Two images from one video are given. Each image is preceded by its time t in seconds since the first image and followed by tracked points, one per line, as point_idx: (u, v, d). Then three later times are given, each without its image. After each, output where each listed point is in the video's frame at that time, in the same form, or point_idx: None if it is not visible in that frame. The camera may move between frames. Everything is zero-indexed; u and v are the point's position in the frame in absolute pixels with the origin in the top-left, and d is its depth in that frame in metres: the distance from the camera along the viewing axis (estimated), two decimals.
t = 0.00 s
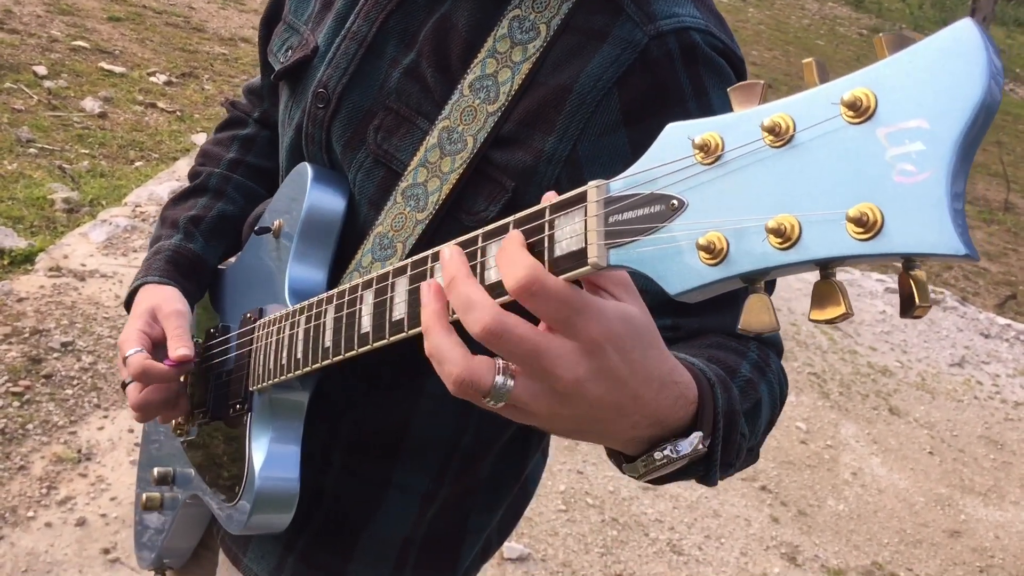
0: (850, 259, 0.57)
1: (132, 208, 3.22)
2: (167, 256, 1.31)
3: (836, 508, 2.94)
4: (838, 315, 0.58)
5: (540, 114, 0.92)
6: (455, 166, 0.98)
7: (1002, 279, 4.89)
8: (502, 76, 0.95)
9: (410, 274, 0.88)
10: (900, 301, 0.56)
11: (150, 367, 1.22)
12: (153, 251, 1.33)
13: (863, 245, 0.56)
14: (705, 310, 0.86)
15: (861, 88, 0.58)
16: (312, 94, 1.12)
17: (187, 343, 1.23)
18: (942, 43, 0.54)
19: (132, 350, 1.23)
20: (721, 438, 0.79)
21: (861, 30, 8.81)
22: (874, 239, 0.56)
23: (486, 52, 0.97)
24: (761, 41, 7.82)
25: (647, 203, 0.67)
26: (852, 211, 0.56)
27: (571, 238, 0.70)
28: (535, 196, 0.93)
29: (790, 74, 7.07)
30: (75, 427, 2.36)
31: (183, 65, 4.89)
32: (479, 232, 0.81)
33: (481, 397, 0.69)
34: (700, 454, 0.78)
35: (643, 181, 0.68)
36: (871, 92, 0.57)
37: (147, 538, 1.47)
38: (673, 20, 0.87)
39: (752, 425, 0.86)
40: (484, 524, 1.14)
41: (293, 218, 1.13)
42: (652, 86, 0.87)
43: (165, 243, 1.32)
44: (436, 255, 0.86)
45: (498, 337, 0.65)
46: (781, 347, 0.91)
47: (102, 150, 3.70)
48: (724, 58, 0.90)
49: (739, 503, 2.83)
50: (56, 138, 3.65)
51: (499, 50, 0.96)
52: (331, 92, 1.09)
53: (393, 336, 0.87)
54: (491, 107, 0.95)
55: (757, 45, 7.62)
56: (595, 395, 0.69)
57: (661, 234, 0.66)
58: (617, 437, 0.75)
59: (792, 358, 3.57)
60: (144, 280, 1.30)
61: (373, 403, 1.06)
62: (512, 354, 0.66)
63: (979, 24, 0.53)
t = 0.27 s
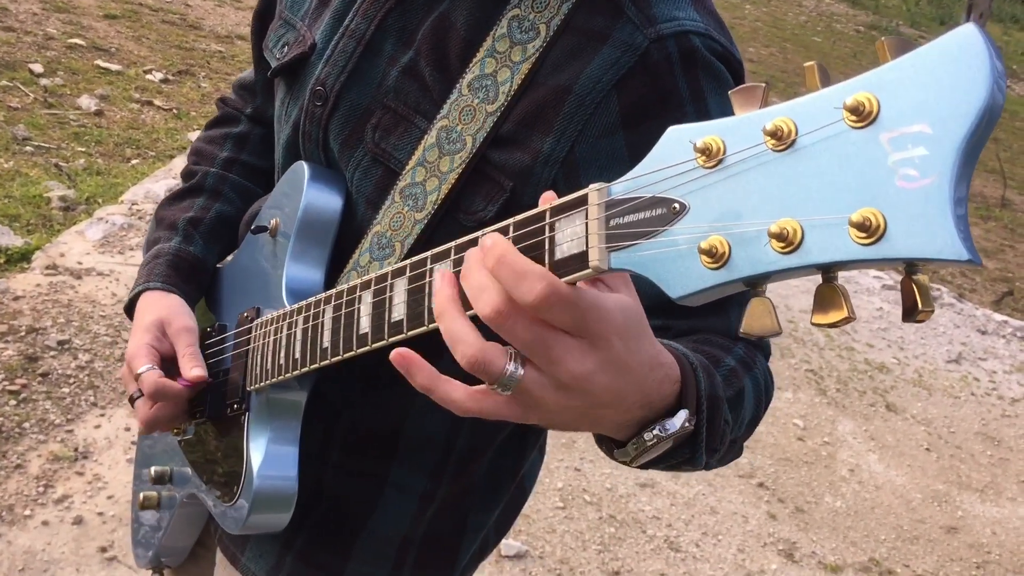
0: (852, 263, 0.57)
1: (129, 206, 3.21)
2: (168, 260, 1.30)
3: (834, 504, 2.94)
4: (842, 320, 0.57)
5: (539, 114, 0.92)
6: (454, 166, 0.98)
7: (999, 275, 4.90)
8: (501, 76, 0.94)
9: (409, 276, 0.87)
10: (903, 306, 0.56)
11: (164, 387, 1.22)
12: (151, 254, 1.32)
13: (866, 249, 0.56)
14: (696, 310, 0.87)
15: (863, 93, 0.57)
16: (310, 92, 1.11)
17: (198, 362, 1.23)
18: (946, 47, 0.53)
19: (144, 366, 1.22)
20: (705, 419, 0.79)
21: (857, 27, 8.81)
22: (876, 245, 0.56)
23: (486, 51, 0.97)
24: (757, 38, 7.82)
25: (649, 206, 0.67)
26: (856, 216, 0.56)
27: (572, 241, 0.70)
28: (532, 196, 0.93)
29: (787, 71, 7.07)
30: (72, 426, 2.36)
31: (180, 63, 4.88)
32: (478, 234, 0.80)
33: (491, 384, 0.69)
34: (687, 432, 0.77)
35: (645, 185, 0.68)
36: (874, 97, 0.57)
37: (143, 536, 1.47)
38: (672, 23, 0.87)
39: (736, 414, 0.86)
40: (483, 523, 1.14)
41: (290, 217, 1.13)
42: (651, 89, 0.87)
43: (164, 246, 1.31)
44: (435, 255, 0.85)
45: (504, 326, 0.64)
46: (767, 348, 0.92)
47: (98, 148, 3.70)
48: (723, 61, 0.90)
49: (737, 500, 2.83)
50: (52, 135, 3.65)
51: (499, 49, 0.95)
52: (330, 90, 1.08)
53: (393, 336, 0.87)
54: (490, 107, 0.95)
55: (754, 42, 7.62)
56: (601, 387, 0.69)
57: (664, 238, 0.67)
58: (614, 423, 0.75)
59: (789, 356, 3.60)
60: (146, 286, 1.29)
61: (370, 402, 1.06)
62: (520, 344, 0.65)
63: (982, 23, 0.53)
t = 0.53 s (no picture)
0: (845, 263, 0.57)
1: (127, 205, 3.21)
2: (164, 259, 1.31)
3: (832, 503, 2.95)
4: (836, 319, 0.58)
5: (537, 115, 0.92)
6: (452, 167, 0.98)
7: (997, 274, 4.90)
8: (500, 77, 0.94)
9: (404, 276, 0.87)
10: (897, 306, 0.57)
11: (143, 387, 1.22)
12: (148, 253, 1.32)
13: (860, 249, 0.56)
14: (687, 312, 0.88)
15: (857, 92, 0.57)
16: (308, 92, 1.11)
17: (183, 364, 1.24)
18: (940, 45, 0.53)
19: (125, 366, 1.23)
20: (693, 407, 0.79)
21: (856, 25, 8.80)
22: (870, 244, 0.56)
23: (485, 52, 0.96)
24: (756, 36, 7.82)
25: (643, 207, 0.67)
26: (850, 215, 0.56)
27: (567, 241, 0.70)
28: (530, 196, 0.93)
29: (785, 69, 7.07)
30: (71, 425, 2.35)
31: (178, 61, 4.87)
32: (474, 234, 0.80)
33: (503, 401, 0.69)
34: (676, 415, 0.77)
35: (639, 185, 0.68)
36: (868, 95, 0.57)
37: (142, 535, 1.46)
38: (672, 26, 0.87)
39: (724, 408, 0.86)
40: (481, 521, 1.14)
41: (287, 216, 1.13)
42: (649, 92, 0.87)
43: (160, 246, 1.31)
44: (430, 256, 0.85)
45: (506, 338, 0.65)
46: (758, 349, 0.92)
47: (96, 147, 3.69)
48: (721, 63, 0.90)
49: (735, 499, 2.83)
50: (50, 135, 3.64)
51: (497, 50, 0.95)
52: (328, 90, 1.08)
53: (389, 336, 0.87)
54: (489, 108, 0.95)
55: (752, 41, 7.62)
56: (602, 377, 0.70)
57: (657, 238, 0.67)
58: (612, 414, 0.76)
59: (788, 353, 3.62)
60: (141, 286, 1.30)
61: (368, 402, 1.06)
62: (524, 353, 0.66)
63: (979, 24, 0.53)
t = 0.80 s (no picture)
0: (835, 259, 0.58)
1: (127, 205, 3.21)
2: (161, 262, 1.30)
3: (832, 503, 2.95)
4: (826, 316, 0.58)
5: (532, 113, 0.92)
6: (448, 164, 0.98)
7: (997, 274, 4.90)
8: (496, 75, 0.94)
9: (398, 273, 0.88)
10: (888, 301, 0.57)
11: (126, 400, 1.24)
12: (144, 257, 1.32)
13: (849, 245, 0.56)
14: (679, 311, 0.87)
15: (847, 87, 0.58)
16: (304, 90, 1.11)
17: (168, 379, 1.25)
18: (929, 41, 0.54)
19: (111, 375, 1.24)
20: (677, 409, 0.80)
21: (856, 26, 8.80)
22: (860, 240, 0.56)
23: (480, 49, 0.96)
24: (756, 37, 7.82)
25: (634, 203, 0.68)
26: (839, 211, 0.56)
27: (559, 237, 0.70)
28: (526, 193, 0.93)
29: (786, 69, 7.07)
30: (71, 425, 2.35)
31: (178, 62, 4.87)
32: (468, 231, 0.80)
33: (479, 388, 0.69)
34: (660, 418, 0.78)
35: (631, 180, 0.68)
36: (858, 92, 0.57)
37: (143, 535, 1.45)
38: (668, 24, 0.87)
39: (711, 410, 0.87)
40: (477, 520, 1.14)
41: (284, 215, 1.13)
42: (645, 89, 0.87)
43: (156, 248, 1.31)
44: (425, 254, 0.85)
45: (484, 327, 0.65)
46: (750, 350, 0.93)
47: (96, 147, 3.70)
48: (716, 60, 0.90)
49: (735, 498, 2.83)
50: (51, 135, 3.64)
51: (493, 47, 0.95)
52: (324, 88, 1.08)
53: (383, 334, 0.87)
54: (485, 105, 0.95)
55: (753, 41, 7.62)
56: (582, 376, 0.70)
57: (648, 234, 0.67)
58: (590, 412, 0.76)
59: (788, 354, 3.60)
60: (137, 290, 1.29)
61: (366, 399, 1.06)
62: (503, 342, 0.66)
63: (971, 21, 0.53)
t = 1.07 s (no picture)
0: (835, 258, 0.58)
1: (128, 205, 3.21)
2: (160, 263, 1.30)
3: (832, 503, 2.95)
4: (825, 314, 0.58)
5: (530, 110, 0.92)
6: (446, 163, 0.98)
7: (998, 275, 4.90)
8: (493, 73, 0.95)
9: (398, 272, 0.88)
10: (886, 300, 0.57)
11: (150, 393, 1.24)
12: (143, 258, 1.32)
13: (849, 244, 0.56)
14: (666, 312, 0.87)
15: (845, 87, 0.58)
16: (302, 89, 1.11)
17: (185, 368, 1.25)
18: (928, 41, 0.54)
19: (129, 372, 1.23)
20: (656, 419, 0.80)
21: (857, 27, 8.80)
22: (858, 239, 0.56)
23: (478, 48, 0.96)
24: (757, 38, 7.82)
25: (633, 202, 0.68)
26: (838, 210, 0.57)
27: (559, 236, 0.70)
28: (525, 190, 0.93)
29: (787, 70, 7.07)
30: (71, 424, 2.36)
31: (179, 62, 4.87)
32: (467, 230, 0.80)
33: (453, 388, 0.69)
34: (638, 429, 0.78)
35: (630, 178, 0.68)
36: (856, 91, 0.57)
37: (142, 534, 1.45)
38: (664, 21, 0.87)
39: (694, 415, 0.87)
40: (477, 518, 1.14)
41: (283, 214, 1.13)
42: (641, 87, 0.87)
43: (155, 249, 1.31)
44: (426, 253, 0.85)
45: (462, 332, 0.65)
46: (740, 350, 0.92)
47: (97, 147, 3.70)
48: (713, 58, 0.90)
49: (736, 499, 2.83)
50: (52, 135, 3.64)
51: (490, 46, 0.95)
52: (322, 88, 1.09)
53: (382, 333, 0.87)
54: (483, 104, 0.95)
55: (754, 42, 7.62)
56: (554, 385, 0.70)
57: (648, 233, 0.67)
58: (564, 419, 0.76)
59: (788, 354, 3.61)
60: (137, 292, 1.30)
61: (365, 397, 1.06)
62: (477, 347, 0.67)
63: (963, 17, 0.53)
